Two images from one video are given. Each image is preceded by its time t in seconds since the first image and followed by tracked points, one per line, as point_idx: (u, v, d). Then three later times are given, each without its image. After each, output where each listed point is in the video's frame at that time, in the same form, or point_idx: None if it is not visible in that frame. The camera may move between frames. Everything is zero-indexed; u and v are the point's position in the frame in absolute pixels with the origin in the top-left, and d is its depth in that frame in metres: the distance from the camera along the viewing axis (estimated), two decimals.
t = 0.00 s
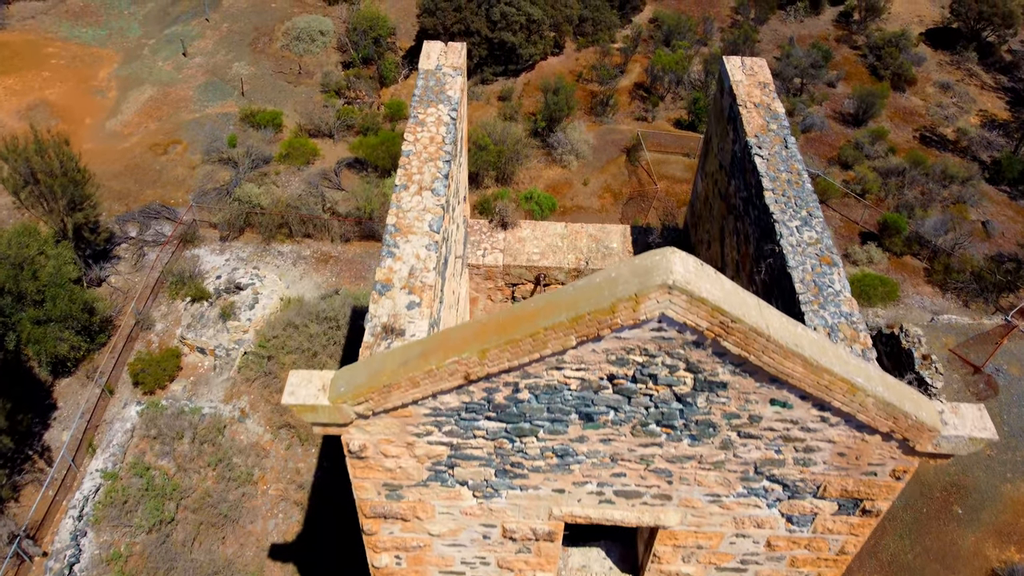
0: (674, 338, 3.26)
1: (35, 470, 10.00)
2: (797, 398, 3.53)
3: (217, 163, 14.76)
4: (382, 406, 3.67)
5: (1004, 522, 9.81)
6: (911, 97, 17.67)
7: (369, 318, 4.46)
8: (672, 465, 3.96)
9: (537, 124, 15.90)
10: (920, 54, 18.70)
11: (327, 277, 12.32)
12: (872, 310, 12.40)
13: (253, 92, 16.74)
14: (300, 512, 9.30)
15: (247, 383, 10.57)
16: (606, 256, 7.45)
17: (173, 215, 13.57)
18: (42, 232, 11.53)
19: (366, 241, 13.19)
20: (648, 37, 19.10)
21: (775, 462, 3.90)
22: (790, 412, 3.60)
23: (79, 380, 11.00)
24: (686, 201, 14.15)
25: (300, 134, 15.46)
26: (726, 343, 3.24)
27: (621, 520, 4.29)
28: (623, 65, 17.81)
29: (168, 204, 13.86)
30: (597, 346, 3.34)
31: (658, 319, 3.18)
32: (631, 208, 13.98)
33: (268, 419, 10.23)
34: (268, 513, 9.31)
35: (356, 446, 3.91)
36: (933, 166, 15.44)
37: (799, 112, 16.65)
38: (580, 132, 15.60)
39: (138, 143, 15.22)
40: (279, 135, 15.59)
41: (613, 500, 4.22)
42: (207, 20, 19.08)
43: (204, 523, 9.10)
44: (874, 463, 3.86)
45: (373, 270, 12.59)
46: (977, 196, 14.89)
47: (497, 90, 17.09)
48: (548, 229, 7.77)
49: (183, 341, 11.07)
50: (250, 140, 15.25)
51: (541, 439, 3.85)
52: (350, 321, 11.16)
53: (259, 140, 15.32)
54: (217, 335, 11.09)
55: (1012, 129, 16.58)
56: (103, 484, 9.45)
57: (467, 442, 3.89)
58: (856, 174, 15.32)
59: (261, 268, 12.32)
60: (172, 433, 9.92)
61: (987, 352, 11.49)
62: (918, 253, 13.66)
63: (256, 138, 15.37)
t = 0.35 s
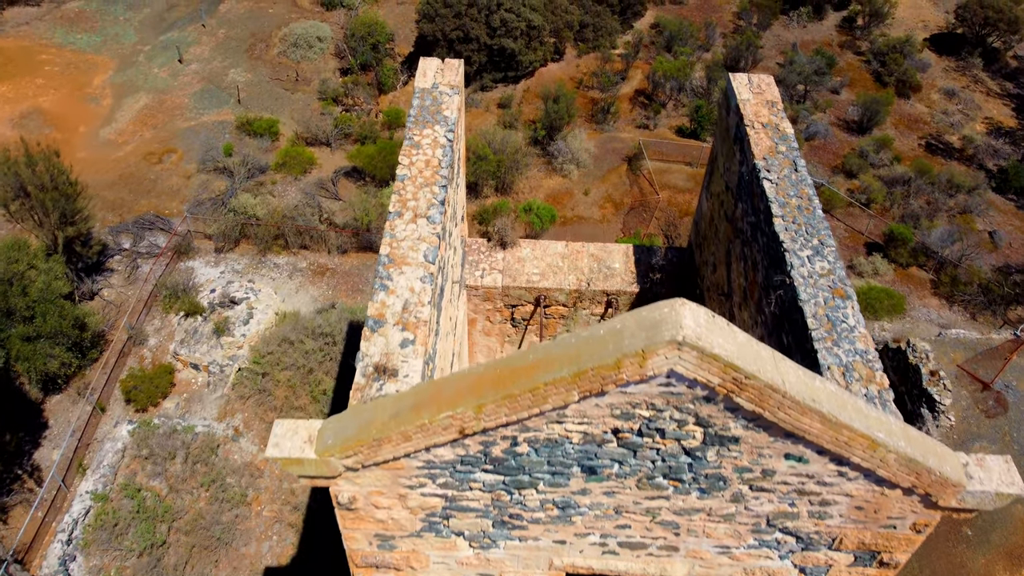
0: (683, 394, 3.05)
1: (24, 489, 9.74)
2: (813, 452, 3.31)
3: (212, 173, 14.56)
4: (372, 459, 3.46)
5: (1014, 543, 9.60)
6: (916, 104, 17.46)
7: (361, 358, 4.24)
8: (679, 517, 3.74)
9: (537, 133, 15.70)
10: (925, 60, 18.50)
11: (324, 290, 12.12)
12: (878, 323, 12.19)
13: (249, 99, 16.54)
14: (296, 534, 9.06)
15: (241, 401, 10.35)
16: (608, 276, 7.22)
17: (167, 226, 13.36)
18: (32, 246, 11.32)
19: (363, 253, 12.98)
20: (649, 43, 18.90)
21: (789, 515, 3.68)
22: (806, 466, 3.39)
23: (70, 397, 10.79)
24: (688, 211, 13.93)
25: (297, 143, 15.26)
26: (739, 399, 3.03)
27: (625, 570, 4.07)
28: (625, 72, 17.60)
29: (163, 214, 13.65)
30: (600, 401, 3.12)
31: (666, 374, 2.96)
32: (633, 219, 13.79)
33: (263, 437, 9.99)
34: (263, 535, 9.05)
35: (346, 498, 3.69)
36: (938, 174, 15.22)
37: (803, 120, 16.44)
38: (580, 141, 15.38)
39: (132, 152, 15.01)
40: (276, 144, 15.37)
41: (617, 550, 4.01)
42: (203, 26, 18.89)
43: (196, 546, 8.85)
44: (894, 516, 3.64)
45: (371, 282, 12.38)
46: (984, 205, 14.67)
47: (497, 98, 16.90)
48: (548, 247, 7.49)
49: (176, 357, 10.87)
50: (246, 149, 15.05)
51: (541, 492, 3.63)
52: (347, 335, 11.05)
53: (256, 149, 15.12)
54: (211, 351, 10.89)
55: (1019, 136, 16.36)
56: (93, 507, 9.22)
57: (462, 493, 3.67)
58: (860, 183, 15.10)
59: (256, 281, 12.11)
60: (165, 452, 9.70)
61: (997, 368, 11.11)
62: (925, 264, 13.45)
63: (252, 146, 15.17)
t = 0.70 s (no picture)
0: (693, 462, 2.81)
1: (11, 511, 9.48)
2: (831, 518, 3.07)
3: (207, 183, 14.34)
4: (360, 523, 3.23)
5: None
6: (922, 111, 17.23)
7: (350, 405, 4.03)
8: None
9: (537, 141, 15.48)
10: (930, 66, 18.29)
11: (320, 304, 11.90)
12: (883, 337, 11.97)
13: (245, 107, 16.33)
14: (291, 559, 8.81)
15: (234, 421, 10.12)
16: (610, 300, 6.99)
17: (161, 238, 13.14)
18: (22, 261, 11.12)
19: (361, 266, 12.76)
20: (650, 49, 18.69)
21: None
22: (823, 532, 3.16)
23: (61, 416, 10.58)
24: (691, 222, 13.69)
25: (293, 153, 15.04)
26: (753, 468, 2.81)
27: None
28: (626, 79, 17.39)
29: (157, 225, 13.43)
30: (604, 468, 2.90)
31: (675, 443, 2.73)
32: (634, 230, 13.57)
33: (256, 458, 9.74)
34: (256, 560, 8.79)
35: (333, 560, 3.47)
36: (945, 184, 14.98)
37: (807, 127, 16.22)
38: (581, 149, 15.16)
39: (126, 161, 14.79)
40: (272, 153, 15.16)
41: None
42: (199, 32, 18.67)
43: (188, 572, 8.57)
44: None
45: (368, 296, 12.17)
46: (991, 216, 14.44)
47: (496, 105, 16.68)
48: (548, 268, 7.20)
49: (169, 374, 10.67)
50: (242, 158, 14.83)
51: (540, 554, 3.41)
52: (343, 352, 10.88)
53: (252, 159, 14.89)
54: (205, 368, 10.67)
55: None
56: (81, 531, 8.95)
57: (456, 555, 3.45)
58: (865, 193, 14.87)
59: (251, 296, 11.89)
60: (156, 474, 9.46)
61: (1007, 387, 10.79)
62: (931, 276, 13.22)
63: (248, 156, 14.95)
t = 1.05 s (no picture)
0: (712, 538, 2.57)
1: None
2: None
3: (203, 193, 14.12)
4: None
5: None
6: (928, 118, 17.03)
7: (343, 456, 3.82)
8: None
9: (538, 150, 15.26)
10: (935, 73, 18.09)
11: (317, 319, 11.69)
12: (891, 352, 11.75)
13: (242, 115, 16.12)
14: None
15: (229, 441, 9.89)
16: (614, 323, 6.80)
17: (156, 250, 12.92)
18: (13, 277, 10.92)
19: (359, 278, 12.55)
20: (652, 55, 18.50)
21: None
22: None
23: (52, 435, 10.36)
24: (694, 233, 13.46)
25: (291, 162, 14.82)
26: (777, 546, 2.57)
27: None
28: (628, 86, 17.19)
29: (151, 237, 13.20)
30: (615, 543, 2.64)
31: (692, 521, 2.47)
32: (637, 241, 13.36)
33: (252, 479, 9.51)
34: None
35: None
36: (953, 194, 14.76)
37: (812, 135, 15.99)
38: (582, 158, 14.94)
39: (121, 170, 14.57)
40: (269, 162, 14.94)
41: None
42: (196, 38, 18.46)
43: None
44: None
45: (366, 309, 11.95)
46: (999, 226, 14.22)
47: (496, 113, 16.47)
48: (550, 290, 7.01)
49: (163, 392, 10.45)
50: (239, 167, 14.62)
51: None
52: (340, 368, 10.68)
53: (248, 168, 14.67)
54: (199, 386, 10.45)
55: None
56: (72, 556, 8.67)
57: None
58: (871, 203, 14.65)
59: (246, 310, 11.67)
60: (149, 495, 9.22)
61: (1018, 404, 10.63)
62: (939, 288, 13.00)
63: (245, 164, 14.73)
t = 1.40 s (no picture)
0: None
1: None
2: None
3: (200, 204, 13.89)
4: None
5: None
6: (936, 126, 16.77)
7: (338, 518, 3.59)
8: None
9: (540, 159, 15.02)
10: (943, 79, 17.83)
11: (315, 335, 11.45)
12: (902, 369, 11.50)
13: (240, 124, 15.89)
14: None
15: (226, 463, 9.66)
16: (621, 351, 6.56)
17: (152, 263, 12.69)
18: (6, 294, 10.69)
19: (358, 292, 12.30)
20: (656, 62, 18.26)
21: None
22: None
23: (44, 457, 10.12)
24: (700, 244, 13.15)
25: (289, 172, 14.59)
26: None
27: None
28: (631, 93, 16.94)
29: (147, 250, 12.97)
30: None
31: None
32: (642, 252, 13.11)
33: (249, 503, 9.27)
34: None
35: None
36: (963, 204, 14.51)
37: (819, 143, 15.74)
38: (585, 168, 14.70)
39: (117, 181, 14.35)
40: (267, 173, 14.70)
41: None
42: (194, 45, 18.24)
43: None
44: None
45: (366, 325, 11.71)
46: (1010, 236, 13.95)
47: (498, 121, 16.23)
48: (555, 316, 6.78)
49: (158, 412, 10.22)
50: (237, 178, 14.39)
51: None
52: (340, 388, 10.42)
53: (247, 179, 14.43)
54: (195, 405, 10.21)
55: None
56: None
57: None
58: (880, 213, 14.39)
59: (244, 327, 11.44)
60: (143, 520, 8.97)
61: None
62: (950, 301, 12.75)
63: (243, 175, 14.51)
